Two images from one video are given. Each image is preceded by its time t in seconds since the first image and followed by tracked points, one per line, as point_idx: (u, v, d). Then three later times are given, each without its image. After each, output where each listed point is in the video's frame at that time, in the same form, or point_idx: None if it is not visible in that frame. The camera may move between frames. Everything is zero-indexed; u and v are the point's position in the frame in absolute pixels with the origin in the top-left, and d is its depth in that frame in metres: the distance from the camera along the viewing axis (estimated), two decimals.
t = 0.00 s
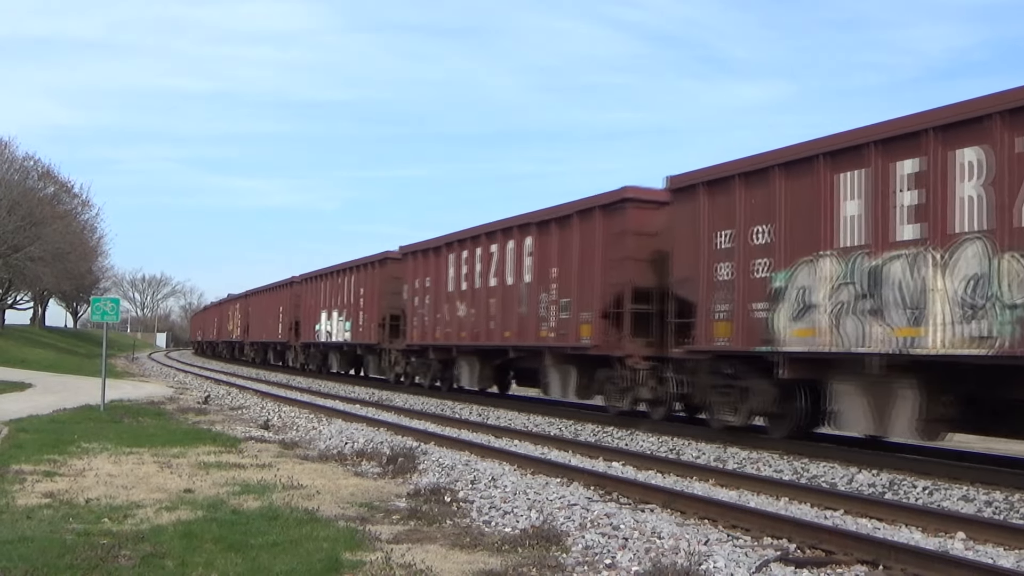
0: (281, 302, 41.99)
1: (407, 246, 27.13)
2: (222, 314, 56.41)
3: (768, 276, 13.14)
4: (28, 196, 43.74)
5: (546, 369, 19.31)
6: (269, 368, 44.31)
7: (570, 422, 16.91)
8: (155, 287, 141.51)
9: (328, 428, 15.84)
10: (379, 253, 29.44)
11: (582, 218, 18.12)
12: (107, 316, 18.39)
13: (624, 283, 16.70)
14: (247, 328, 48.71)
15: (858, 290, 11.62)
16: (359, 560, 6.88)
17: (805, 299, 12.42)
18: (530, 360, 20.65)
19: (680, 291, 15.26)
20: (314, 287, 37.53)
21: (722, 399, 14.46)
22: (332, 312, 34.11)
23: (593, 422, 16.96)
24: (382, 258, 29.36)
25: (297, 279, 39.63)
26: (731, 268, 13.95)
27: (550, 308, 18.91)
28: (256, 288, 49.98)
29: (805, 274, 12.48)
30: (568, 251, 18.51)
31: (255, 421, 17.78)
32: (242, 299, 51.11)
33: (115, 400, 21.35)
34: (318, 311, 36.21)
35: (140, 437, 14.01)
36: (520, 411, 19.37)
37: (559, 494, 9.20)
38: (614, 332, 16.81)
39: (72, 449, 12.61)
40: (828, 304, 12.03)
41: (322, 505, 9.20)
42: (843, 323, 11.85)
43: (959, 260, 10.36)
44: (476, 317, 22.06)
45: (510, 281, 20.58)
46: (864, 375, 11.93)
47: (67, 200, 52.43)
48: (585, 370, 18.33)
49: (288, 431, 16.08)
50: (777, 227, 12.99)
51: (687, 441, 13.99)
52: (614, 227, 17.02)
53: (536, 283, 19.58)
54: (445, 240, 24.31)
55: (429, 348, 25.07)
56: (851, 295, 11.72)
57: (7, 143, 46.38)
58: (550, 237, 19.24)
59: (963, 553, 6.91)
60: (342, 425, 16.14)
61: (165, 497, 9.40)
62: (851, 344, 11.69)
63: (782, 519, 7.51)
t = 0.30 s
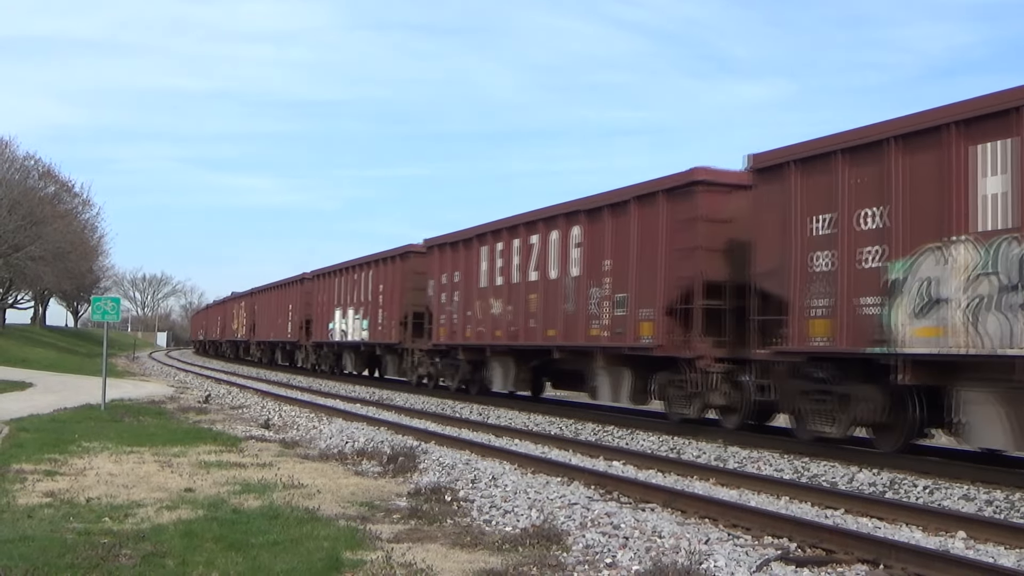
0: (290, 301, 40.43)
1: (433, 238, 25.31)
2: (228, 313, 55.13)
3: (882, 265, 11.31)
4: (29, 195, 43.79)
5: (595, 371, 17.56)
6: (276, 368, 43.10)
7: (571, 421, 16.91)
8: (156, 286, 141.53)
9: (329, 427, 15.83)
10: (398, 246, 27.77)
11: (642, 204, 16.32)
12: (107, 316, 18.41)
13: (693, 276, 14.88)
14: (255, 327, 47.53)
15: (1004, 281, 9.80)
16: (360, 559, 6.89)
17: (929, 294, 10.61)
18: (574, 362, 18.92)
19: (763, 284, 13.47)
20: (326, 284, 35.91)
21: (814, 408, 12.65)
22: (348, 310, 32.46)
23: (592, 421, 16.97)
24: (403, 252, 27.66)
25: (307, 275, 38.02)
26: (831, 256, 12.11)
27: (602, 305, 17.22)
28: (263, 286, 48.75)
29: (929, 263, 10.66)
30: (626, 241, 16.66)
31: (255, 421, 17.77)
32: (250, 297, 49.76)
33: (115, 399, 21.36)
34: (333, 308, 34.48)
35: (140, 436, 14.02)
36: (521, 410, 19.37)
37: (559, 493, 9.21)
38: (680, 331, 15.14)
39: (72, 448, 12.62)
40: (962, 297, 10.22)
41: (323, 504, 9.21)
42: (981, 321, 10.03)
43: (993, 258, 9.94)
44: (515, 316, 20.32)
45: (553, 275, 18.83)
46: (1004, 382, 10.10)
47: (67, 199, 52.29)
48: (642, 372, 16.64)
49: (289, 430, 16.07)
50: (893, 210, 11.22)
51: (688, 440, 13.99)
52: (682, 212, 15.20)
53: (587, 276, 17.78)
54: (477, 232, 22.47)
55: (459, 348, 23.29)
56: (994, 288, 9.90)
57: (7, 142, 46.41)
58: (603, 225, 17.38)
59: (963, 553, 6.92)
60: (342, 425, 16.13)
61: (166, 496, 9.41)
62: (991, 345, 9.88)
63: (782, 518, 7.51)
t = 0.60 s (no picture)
0: (298, 298, 38.78)
1: (461, 230, 23.38)
2: (231, 313, 53.68)
3: (962, 258, 10.31)
4: (29, 194, 43.82)
5: (652, 372, 15.81)
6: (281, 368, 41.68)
7: (571, 420, 16.90)
8: (155, 285, 141.47)
9: (328, 426, 15.82)
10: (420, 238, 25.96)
11: (714, 186, 14.57)
12: (107, 316, 18.46)
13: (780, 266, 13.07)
14: (259, 326, 46.04)
15: None
16: (360, 558, 6.88)
17: None
18: (625, 364, 17.12)
19: (871, 275, 11.62)
20: (337, 280, 34.22)
21: (934, 419, 10.87)
22: (363, 307, 30.69)
23: (592, 420, 16.97)
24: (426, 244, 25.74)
25: (317, 271, 36.42)
26: (964, 242, 10.32)
27: (665, 300, 15.37)
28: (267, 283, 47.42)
29: None
30: (694, 228, 14.88)
31: (255, 420, 17.75)
32: (254, 296, 48.47)
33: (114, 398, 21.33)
34: (346, 305, 32.66)
35: (139, 435, 14.00)
36: (521, 409, 19.38)
37: (559, 492, 9.21)
38: (763, 329, 13.44)
39: (72, 447, 12.61)
40: None
41: (323, 503, 9.20)
42: None
43: None
44: (558, 312, 18.50)
45: (604, 267, 17.01)
46: None
47: (67, 199, 52.25)
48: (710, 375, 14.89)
49: (288, 429, 16.06)
50: None
51: (688, 439, 13.99)
52: (770, 194, 13.44)
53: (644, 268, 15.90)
54: (514, 221, 20.59)
55: (493, 348, 21.46)
56: None
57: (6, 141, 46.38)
58: (665, 212, 15.56)
59: (963, 551, 6.92)
60: (342, 423, 16.11)
61: (165, 495, 9.41)
62: None
63: (782, 516, 7.52)
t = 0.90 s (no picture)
0: (308, 296, 37.17)
1: (493, 221, 21.44)
2: (235, 311, 52.22)
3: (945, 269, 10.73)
4: (30, 193, 43.82)
5: (725, 376, 14.26)
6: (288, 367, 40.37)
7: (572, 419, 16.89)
8: (156, 283, 141.52)
9: (329, 424, 15.84)
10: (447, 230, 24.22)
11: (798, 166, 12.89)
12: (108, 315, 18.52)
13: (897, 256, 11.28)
14: (264, 325, 44.58)
15: None
16: (360, 557, 6.88)
17: None
18: (693, 366, 15.38)
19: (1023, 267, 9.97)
20: (351, 276, 32.55)
21: None
22: (381, 304, 28.98)
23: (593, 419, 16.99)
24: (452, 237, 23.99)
25: (330, 267, 34.82)
26: None
27: (746, 295, 13.62)
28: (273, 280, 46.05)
29: None
30: (783, 213, 13.05)
31: (255, 418, 17.75)
32: (257, 293, 47.13)
33: (115, 396, 21.34)
34: (363, 302, 30.92)
35: (140, 434, 14.00)
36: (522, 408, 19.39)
37: (560, 491, 9.19)
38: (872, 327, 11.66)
39: (73, 446, 12.61)
40: None
41: (323, 502, 9.20)
42: None
43: None
44: (612, 309, 16.70)
45: (671, 258, 15.21)
46: None
47: (68, 197, 52.24)
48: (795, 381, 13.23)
49: (289, 428, 16.06)
50: None
51: (688, 438, 13.98)
52: (880, 172, 11.58)
53: (721, 257, 14.12)
54: (557, 209, 18.65)
55: (533, 348, 19.66)
56: None
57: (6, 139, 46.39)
58: (746, 194, 13.71)
59: (963, 550, 6.92)
60: (342, 422, 16.12)
61: (166, 494, 9.41)
62: None
63: (782, 515, 7.51)
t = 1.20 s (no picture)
0: (319, 292, 35.69)
1: (531, 210, 19.65)
2: (239, 308, 50.81)
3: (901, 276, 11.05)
4: (30, 192, 43.83)
5: (817, 380, 12.51)
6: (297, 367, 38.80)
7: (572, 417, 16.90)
8: (156, 282, 141.52)
9: (329, 423, 15.86)
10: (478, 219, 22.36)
11: (873, 152, 11.57)
12: (108, 314, 18.56)
13: None
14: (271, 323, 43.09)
15: None
16: (360, 556, 6.88)
17: None
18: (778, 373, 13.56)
19: None
20: (367, 270, 30.85)
21: None
22: (402, 301, 27.18)
23: (593, 417, 17.00)
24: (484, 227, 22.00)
25: (344, 262, 33.21)
26: None
27: (849, 288, 11.77)
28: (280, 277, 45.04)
29: None
30: (893, 192, 11.26)
31: (255, 417, 17.76)
32: (263, 290, 45.79)
33: (115, 395, 21.35)
34: (381, 299, 29.04)
35: (140, 433, 14.00)
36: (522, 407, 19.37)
37: (560, 490, 9.19)
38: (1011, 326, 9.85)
39: (73, 445, 12.61)
40: None
41: (324, 501, 9.20)
42: None
43: None
44: (677, 305, 14.84)
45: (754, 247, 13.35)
46: None
47: (68, 197, 52.23)
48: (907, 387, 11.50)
49: (289, 427, 16.06)
50: None
51: (688, 436, 13.98)
52: None
53: (817, 245, 12.26)
54: (609, 194, 16.81)
55: (582, 348, 17.73)
56: None
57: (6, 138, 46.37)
58: (848, 173, 11.85)
59: (963, 548, 6.92)
60: (342, 421, 16.12)
61: (166, 493, 9.40)
62: None
63: (782, 514, 7.51)
